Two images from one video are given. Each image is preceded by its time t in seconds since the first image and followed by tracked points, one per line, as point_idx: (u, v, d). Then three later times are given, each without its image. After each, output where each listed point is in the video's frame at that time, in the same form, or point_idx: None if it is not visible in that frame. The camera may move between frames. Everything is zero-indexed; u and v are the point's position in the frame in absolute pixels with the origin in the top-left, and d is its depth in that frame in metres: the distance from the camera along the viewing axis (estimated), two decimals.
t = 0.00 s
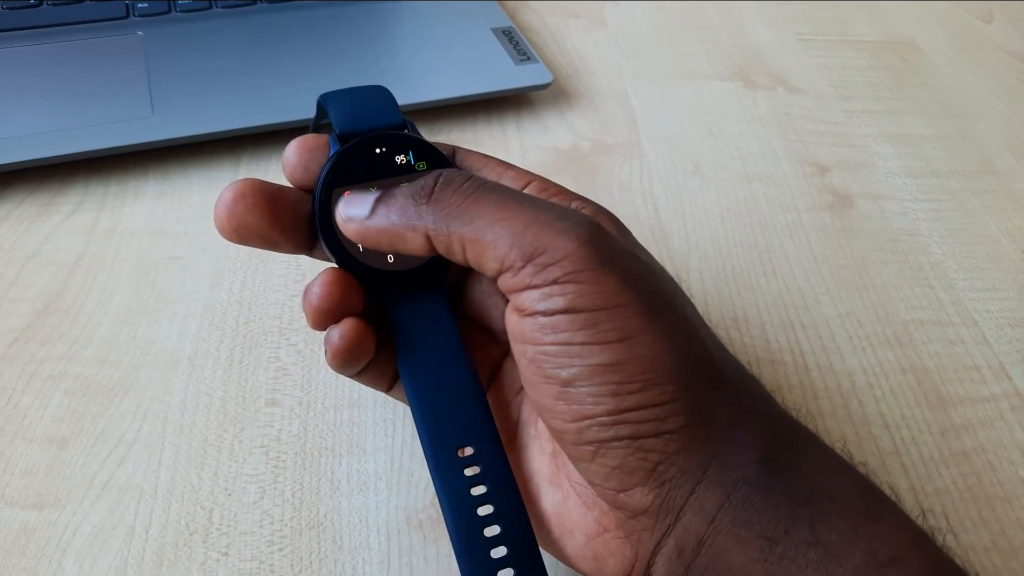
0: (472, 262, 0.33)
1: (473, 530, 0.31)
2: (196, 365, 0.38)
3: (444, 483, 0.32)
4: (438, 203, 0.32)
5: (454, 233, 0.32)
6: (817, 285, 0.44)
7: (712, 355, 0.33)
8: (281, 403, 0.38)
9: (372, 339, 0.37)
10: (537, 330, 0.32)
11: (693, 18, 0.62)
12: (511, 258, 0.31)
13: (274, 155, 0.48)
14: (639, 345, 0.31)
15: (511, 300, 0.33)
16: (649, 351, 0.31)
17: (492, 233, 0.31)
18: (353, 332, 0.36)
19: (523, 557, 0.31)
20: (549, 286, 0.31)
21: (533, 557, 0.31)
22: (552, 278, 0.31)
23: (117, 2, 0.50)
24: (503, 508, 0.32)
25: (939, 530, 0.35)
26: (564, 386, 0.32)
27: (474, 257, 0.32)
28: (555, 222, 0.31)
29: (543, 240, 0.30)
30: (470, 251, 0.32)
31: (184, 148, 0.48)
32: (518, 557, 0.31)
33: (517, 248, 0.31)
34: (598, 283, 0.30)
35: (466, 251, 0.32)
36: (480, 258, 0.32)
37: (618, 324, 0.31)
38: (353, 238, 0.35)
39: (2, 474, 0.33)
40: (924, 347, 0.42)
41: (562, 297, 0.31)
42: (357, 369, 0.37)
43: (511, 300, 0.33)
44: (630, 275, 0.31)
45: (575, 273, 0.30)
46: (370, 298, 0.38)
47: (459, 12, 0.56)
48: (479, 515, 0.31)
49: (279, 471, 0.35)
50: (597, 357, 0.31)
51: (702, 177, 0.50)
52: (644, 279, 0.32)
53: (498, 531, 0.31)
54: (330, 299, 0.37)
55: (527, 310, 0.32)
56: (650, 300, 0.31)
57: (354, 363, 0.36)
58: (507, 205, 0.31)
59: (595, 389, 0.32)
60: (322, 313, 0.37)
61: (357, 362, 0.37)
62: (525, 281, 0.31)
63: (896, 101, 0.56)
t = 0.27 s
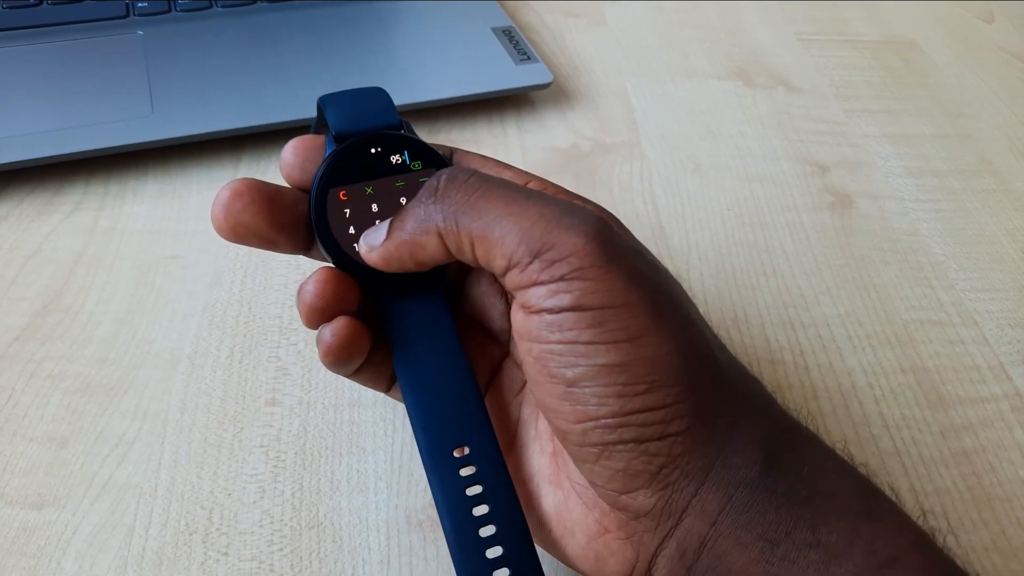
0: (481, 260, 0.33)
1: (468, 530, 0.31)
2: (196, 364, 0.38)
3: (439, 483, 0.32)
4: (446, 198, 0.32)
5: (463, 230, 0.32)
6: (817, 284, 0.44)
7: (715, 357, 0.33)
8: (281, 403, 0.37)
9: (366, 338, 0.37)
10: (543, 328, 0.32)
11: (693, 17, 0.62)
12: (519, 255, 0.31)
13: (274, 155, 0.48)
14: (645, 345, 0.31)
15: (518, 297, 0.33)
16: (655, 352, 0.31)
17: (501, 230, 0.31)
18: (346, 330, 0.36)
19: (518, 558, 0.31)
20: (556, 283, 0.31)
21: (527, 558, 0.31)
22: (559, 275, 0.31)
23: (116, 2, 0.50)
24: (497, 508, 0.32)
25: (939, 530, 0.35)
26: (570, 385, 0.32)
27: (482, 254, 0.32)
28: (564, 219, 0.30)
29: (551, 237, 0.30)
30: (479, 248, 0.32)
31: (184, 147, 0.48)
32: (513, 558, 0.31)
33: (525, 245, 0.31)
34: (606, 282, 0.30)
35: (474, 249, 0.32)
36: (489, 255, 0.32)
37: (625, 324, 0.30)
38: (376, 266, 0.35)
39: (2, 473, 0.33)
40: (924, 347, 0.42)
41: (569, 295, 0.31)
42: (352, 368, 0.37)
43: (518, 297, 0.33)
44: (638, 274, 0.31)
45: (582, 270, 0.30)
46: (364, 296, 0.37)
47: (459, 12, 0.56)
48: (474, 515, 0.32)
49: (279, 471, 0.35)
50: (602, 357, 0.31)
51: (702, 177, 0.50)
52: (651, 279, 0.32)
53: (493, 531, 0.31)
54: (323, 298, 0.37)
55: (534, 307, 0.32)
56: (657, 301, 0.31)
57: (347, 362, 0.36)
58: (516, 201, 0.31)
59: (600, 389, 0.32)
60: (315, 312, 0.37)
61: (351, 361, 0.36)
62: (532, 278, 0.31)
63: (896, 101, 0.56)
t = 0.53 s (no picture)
0: (472, 269, 0.33)
1: (466, 530, 0.31)
2: (195, 364, 0.38)
3: (438, 483, 0.32)
4: (433, 210, 0.32)
5: (452, 240, 0.32)
6: (816, 284, 0.44)
7: (711, 356, 0.33)
8: (280, 403, 0.38)
9: (363, 339, 0.37)
10: (535, 334, 0.32)
11: (693, 17, 0.62)
12: (508, 263, 0.31)
13: (273, 155, 0.48)
14: (637, 349, 0.31)
15: (509, 304, 0.33)
16: (647, 355, 0.31)
17: (489, 238, 0.31)
18: (343, 331, 0.36)
19: (516, 558, 0.31)
20: (547, 290, 0.31)
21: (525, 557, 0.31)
22: (549, 283, 0.31)
23: (116, 2, 0.50)
24: (496, 508, 0.32)
25: (938, 530, 0.35)
26: (563, 389, 0.32)
27: (473, 263, 0.32)
28: (552, 225, 0.30)
29: (539, 244, 0.30)
30: (469, 257, 0.32)
31: (183, 148, 0.48)
32: (512, 558, 0.31)
33: (514, 253, 0.31)
34: (596, 287, 0.30)
35: (465, 258, 0.32)
36: (480, 264, 0.32)
37: (617, 328, 0.30)
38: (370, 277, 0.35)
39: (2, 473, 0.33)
40: (923, 346, 0.42)
41: (559, 302, 0.31)
42: (350, 368, 0.37)
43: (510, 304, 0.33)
44: (629, 277, 0.31)
45: (572, 277, 0.30)
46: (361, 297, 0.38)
47: (458, 12, 0.56)
48: (472, 515, 0.32)
49: (278, 470, 0.35)
50: (595, 362, 0.31)
51: (702, 177, 0.50)
52: (643, 281, 0.32)
53: (491, 531, 0.31)
54: (321, 299, 0.37)
55: (526, 314, 0.32)
56: (649, 303, 0.31)
57: (345, 363, 0.37)
58: (504, 208, 0.31)
59: (594, 393, 0.32)
60: (313, 313, 0.37)
61: (348, 362, 0.37)
62: (522, 286, 0.32)
63: (895, 101, 0.56)
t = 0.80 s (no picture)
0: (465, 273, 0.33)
1: (468, 529, 0.31)
2: (195, 364, 0.38)
3: (439, 482, 0.32)
4: (426, 214, 0.31)
5: (444, 243, 0.31)
6: (816, 284, 0.44)
7: (708, 356, 0.33)
8: (280, 403, 0.38)
9: (363, 338, 0.37)
10: (531, 337, 0.32)
11: (693, 17, 0.62)
12: (503, 267, 0.31)
13: (273, 155, 0.48)
14: (634, 350, 0.31)
15: (504, 306, 0.33)
16: (644, 355, 0.31)
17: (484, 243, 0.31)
18: (343, 330, 0.36)
19: (517, 557, 0.31)
20: (542, 294, 0.31)
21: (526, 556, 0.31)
22: (544, 287, 0.30)
23: (116, 2, 0.50)
24: (497, 507, 0.32)
25: (937, 530, 0.35)
26: (560, 391, 0.32)
27: (467, 268, 0.32)
28: (546, 229, 0.30)
29: (534, 248, 0.30)
30: (462, 262, 0.32)
31: (183, 148, 0.48)
32: (513, 557, 0.31)
33: (509, 258, 0.30)
34: (593, 290, 0.30)
35: (458, 262, 0.32)
36: (473, 269, 0.32)
37: (613, 330, 0.30)
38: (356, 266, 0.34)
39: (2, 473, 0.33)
40: (922, 346, 0.42)
41: (556, 306, 0.31)
42: (350, 368, 0.37)
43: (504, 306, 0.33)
44: (624, 278, 0.31)
45: (567, 281, 0.30)
46: (362, 297, 0.38)
47: (458, 11, 0.56)
48: (473, 514, 0.32)
49: (278, 470, 0.35)
50: (592, 364, 0.31)
51: (702, 176, 0.50)
52: (637, 281, 0.32)
53: (492, 530, 0.31)
54: (321, 300, 0.37)
55: (521, 317, 0.32)
56: (644, 304, 0.31)
57: (345, 362, 0.37)
58: (498, 212, 0.30)
59: (591, 394, 0.32)
60: (313, 313, 0.37)
61: (348, 361, 0.37)
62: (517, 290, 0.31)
63: (895, 101, 0.56)
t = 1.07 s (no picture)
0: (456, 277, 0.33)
1: (467, 527, 0.31)
2: (193, 363, 0.38)
3: (438, 481, 0.32)
4: (419, 217, 0.32)
5: (435, 244, 0.32)
6: (813, 282, 0.44)
7: (704, 357, 0.33)
8: (278, 402, 0.38)
9: (362, 337, 0.37)
10: (522, 340, 0.33)
11: (691, 16, 0.62)
12: (494, 269, 0.31)
13: (271, 154, 0.48)
14: (623, 350, 0.31)
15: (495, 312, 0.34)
16: (632, 355, 0.31)
17: (476, 244, 0.31)
18: (342, 329, 0.37)
19: (516, 555, 0.31)
20: (532, 294, 0.31)
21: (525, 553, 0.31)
22: (534, 287, 0.31)
23: (113, 2, 0.50)
24: (495, 505, 0.32)
25: (934, 527, 0.35)
26: (551, 393, 0.33)
27: (458, 271, 0.33)
28: (535, 231, 0.31)
29: (524, 248, 0.31)
30: (454, 265, 0.32)
31: (181, 148, 0.48)
32: (512, 556, 0.31)
33: (499, 260, 0.31)
34: (580, 289, 0.31)
35: (450, 267, 0.33)
36: (464, 272, 0.32)
37: (601, 330, 0.31)
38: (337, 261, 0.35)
39: None
40: (919, 343, 0.42)
41: (545, 305, 0.31)
42: (348, 367, 0.37)
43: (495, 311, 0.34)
44: (612, 280, 0.32)
45: (556, 280, 0.31)
46: (360, 296, 0.38)
47: (455, 11, 0.56)
48: (472, 512, 0.32)
49: (276, 469, 0.35)
50: (581, 364, 0.31)
51: (699, 175, 0.50)
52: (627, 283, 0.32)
53: (491, 529, 0.31)
54: (319, 298, 0.37)
55: (512, 321, 0.33)
56: (634, 306, 0.32)
57: (343, 362, 0.37)
58: (491, 216, 0.32)
59: (582, 394, 0.32)
60: (311, 312, 0.37)
61: (347, 361, 0.37)
62: (508, 293, 0.32)
63: (892, 99, 0.56)
